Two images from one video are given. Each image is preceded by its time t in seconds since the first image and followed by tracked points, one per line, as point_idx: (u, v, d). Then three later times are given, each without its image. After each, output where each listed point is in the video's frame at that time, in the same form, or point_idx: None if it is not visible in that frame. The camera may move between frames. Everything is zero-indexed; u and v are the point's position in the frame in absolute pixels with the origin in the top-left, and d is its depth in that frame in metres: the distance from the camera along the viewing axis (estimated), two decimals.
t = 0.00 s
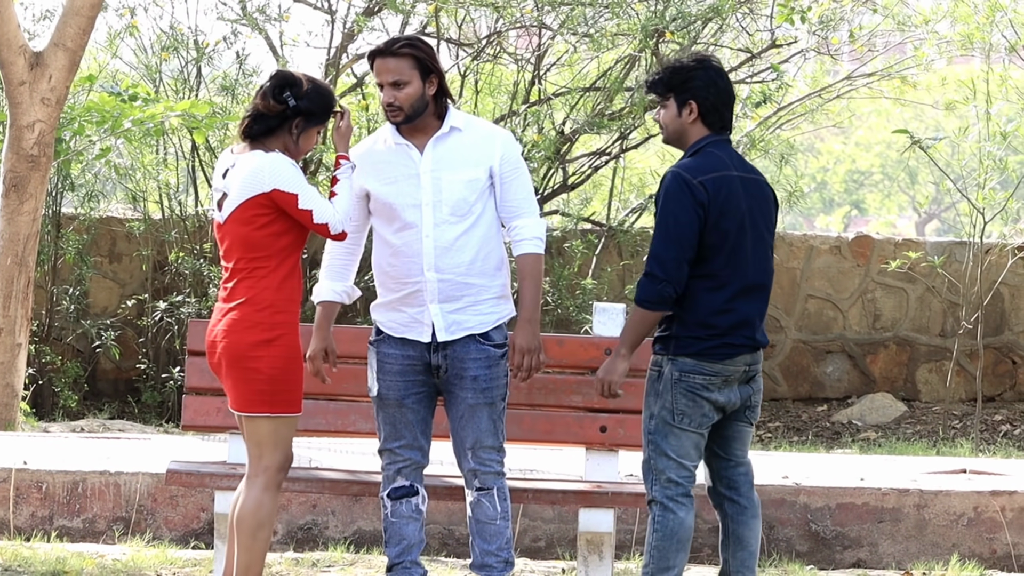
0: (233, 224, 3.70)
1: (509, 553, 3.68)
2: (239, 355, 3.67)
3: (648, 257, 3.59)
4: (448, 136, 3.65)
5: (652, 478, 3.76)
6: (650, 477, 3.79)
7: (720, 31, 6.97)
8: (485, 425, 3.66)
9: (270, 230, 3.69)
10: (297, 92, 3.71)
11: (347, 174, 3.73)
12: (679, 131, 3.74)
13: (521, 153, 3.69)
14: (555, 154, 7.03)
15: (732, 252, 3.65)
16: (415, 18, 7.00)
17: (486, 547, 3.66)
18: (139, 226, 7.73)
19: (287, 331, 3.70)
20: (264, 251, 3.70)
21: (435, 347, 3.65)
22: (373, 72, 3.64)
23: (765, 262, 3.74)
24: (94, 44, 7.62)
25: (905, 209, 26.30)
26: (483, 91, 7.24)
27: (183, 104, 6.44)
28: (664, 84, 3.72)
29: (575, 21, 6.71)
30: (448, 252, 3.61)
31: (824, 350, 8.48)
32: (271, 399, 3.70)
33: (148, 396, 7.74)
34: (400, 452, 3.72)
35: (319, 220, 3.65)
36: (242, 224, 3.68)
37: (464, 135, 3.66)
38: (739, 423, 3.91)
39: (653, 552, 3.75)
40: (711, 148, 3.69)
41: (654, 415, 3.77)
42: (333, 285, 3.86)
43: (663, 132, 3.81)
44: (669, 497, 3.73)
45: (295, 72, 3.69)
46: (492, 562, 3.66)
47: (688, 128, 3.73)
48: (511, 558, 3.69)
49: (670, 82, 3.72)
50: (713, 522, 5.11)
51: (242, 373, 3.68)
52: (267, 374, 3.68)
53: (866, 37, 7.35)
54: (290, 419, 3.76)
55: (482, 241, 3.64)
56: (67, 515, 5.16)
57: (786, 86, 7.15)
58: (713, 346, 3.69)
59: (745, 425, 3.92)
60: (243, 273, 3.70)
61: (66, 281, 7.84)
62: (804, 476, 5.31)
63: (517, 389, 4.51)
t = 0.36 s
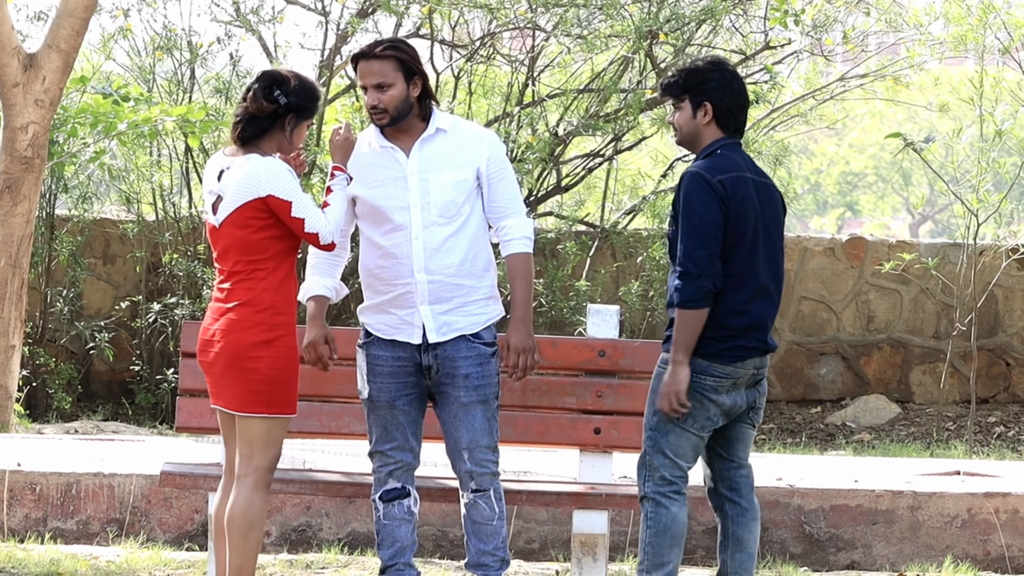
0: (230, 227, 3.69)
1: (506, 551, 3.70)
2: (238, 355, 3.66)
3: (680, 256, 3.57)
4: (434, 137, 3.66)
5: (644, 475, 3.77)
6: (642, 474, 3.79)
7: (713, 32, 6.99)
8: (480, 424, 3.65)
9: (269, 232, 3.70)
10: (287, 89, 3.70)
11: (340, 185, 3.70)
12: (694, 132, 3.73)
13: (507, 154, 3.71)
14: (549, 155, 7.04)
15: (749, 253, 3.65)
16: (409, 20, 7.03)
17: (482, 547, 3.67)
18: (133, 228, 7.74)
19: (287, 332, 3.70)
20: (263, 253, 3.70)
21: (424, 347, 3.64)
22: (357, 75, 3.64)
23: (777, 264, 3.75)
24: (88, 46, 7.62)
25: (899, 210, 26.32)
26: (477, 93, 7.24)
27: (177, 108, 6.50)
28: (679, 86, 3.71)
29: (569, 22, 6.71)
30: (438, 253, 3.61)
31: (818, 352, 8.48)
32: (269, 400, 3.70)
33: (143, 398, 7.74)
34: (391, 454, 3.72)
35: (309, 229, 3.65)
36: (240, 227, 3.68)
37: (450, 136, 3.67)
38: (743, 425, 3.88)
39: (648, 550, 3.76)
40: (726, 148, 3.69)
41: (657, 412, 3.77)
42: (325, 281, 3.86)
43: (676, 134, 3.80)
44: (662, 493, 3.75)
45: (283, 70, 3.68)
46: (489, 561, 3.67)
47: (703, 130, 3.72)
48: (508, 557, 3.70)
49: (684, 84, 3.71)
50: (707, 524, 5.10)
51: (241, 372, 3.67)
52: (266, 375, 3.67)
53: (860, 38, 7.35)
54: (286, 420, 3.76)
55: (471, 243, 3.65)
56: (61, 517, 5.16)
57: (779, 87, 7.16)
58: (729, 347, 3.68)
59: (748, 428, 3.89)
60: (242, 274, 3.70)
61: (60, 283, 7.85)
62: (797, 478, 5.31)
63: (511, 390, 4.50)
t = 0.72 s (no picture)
0: (229, 228, 3.69)
1: (508, 549, 3.70)
2: (238, 355, 3.66)
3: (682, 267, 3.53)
4: (430, 139, 3.66)
5: (634, 477, 3.77)
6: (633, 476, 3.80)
7: (712, 33, 6.99)
8: (478, 422, 3.64)
9: (269, 234, 3.70)
10: (288, 87, 3.71)
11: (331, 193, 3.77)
12: (690, 135, 3.73)
13: (502, 156, 3.72)
14: (548, 156, 7.05)
15: (744, 258, 3.64)
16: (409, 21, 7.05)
17: (485, 546, 3.66)
18: (132, 229, 7.76)
19: (286, 333, 3.71)
20: (262, 254, 3.70)
21: (421, 347, 3.64)
22: (353, 79, 3.62)
23: (771, 268, 3.75)
24: (87, 48, 7.63)
25: (899, 212, 26.32)
26: (476, 94, 7.24)
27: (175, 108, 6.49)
28: (675, 88, 3.70)
29: (566, 23, 6.71)
30: (433, 255, 3.61)
31: (817, 353, 8.48)
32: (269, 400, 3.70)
33: (142, 399, 7.74)
34: (388, 455, 3.72)
35: (305, 233, 3.66)
36: (238, 228, 3.68)
37: (446, 138, 3.67)
38: (734, 425, 3.87)
39: (642, 552, 3.76)
40: (720, 152, 3.69)
41: (645, 414, 3.78)
42: (326, 277, 3.85)
43: (672, 135, 3.79)
44: (652, 495, 3.75)
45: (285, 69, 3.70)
46: (492, 558, 3.68)
47: (699, 132, 3.72)
48: (511, 554, 3.71)
49: (682, 85, 3.70)
50: (706, 526, 5.10)
51: (240, 373, 3.68)
52: (266, 375, 3.68)
53: (859, 39, 7.35)
54: (285, 420, 3.76)
55: (466, 245, 3.65)
56: (60, 518, 5.16)
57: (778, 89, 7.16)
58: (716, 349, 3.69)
59: (740, 427, 3.88)
60: (242, 276, 3.70)
61: (59, 284, 7.85)
62: (796, 480, 5.31)
63: (511, 392, 4.50)
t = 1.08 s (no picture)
0: (228, 227, 3.69)
1: (512, 551, 3.69)
2: (237, 355, 3.66)
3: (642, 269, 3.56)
4: (434, 140, 3.66)
5: (631, 481, 3.76)
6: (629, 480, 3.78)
7: (713, 34, 7.00)
8: (483, 422, 3.64)
9: (269, 233, 3.70)
10: (293, 90, 3.73)
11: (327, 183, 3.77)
12: (674, 136, 3.71)
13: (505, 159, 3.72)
14: (549, 157, 7.07)
15: (721, 263, 3.63)
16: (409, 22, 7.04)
17: (489, 547, 3.65)
18: (134, 230, 7.75)
19: (285, 333, 3.71)
20: (262, 253, 3.70)
21: (424, 348, 3.64)
22: (355, 78, 3.63)
23: (752, 271, 3.73)
24: (88, 49, 7.63)
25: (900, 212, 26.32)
26: (477, 95, 7.25)
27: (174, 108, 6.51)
28: (661, 88, 3.67)
29: (567, 24, 6.73)
30: (437, 255, 3.61)
31: (818, 353, 8.48)
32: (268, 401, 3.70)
33: (144, 399, 7.75)
34: (391, 456, 3.71)
35: (312, 226, 3.66)
36: (238, 227, 3.68)
37: (449, 139, 3.67)
38: (714, 426, 3.89)
39: (643, 556, 3.74)
40: (704, 154, 3.67)
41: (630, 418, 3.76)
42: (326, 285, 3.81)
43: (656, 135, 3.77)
44: (649, 498, 3.73)
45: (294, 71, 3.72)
46: (496, 560, 3.66)
47: (684, 134, 3.70)
48: (514, 555, 3.69)
49: (667, 87, 3.68)
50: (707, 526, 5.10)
51: (239, 373, 3.67)
52: (266, 375, 3.68)
53: (861, 40, 7.36)
54: (283, 420, 3.76)
55: (469, 246, 3.65)
56: (62, 519, 5.16)
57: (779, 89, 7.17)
58: (689, 349, 3.69)
59: (722, 429, 3.89)
60: (241, 276, 3.70)
61: (61, 285, 7.85)
62: (798, 481, 5.31)
63: (512, 393, 4.50)
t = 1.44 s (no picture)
0: (233, 225, 3.69)
1: (520, 549, 3.70)
2: (241, 355, 3.66)
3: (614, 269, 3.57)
4: (442, 140, 3.66)
5: (633, 483, 3.75)
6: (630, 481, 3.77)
7: (720, 34, 7.01)
8: (492, 421, 3.64)
9: (273, 232, 3.71)
10: (299, 92, 3.74)
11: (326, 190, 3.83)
12: (652, 136, 3.70)
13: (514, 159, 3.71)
14: (555, 158, 7.09)
15: (698, 262, 3.61)
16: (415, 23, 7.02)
17: (496, 546, 3.66)
18: (140, 231, 7.74)
19: (289, 332, 3.71)
20: (265, 252, 3.70)
21: (435, 347, 3.64)
22: (363, 78, 3.63)
23: (735, 271, 3.71)
24: (95, 49, 7.63)
25: (905, 213, 26.31)
26: (483, 95, 7.25)
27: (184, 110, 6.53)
28: (639, 88, 3.67)
29: (574, 25, 6.74)
30: (446, 255, 3.60)
31: (825, 354, 8.48)
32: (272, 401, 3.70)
33: (149, 400, 7.75)
34: (400, 456, 3.72)
35: (309, 231, 3.69)
36: (242, 225, 3.69)
37: (458, 139, 3.67)
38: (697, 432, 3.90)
39: (647, 559, 3.74)
40: (682, 153, 3.67)
41: (624, 421, 3.76)
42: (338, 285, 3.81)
43: (636, 134, 3.77)
44: (651, 501, 3.71)
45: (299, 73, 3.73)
46: (503, 559, 3.67)
47: (662, 133, 3.70)
48: (522, 554, 3.70)
49: (644, 87, 3.67)
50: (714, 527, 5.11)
51: (243, 373, 3.67)
52: (270, 375, 3.68)
53: (868, 41, 7.37)
54: (287, 421, 3.75)
55: (479, 246, 3.65)
56: (68, 520, 5.16)
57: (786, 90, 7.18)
58: (671, 350, 3.68)
59: (704, 434, 3.92)
60: (244, 275, 3.69)
61: (67, 286, 7.85)
62: (804, 481, 5.30)
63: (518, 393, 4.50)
